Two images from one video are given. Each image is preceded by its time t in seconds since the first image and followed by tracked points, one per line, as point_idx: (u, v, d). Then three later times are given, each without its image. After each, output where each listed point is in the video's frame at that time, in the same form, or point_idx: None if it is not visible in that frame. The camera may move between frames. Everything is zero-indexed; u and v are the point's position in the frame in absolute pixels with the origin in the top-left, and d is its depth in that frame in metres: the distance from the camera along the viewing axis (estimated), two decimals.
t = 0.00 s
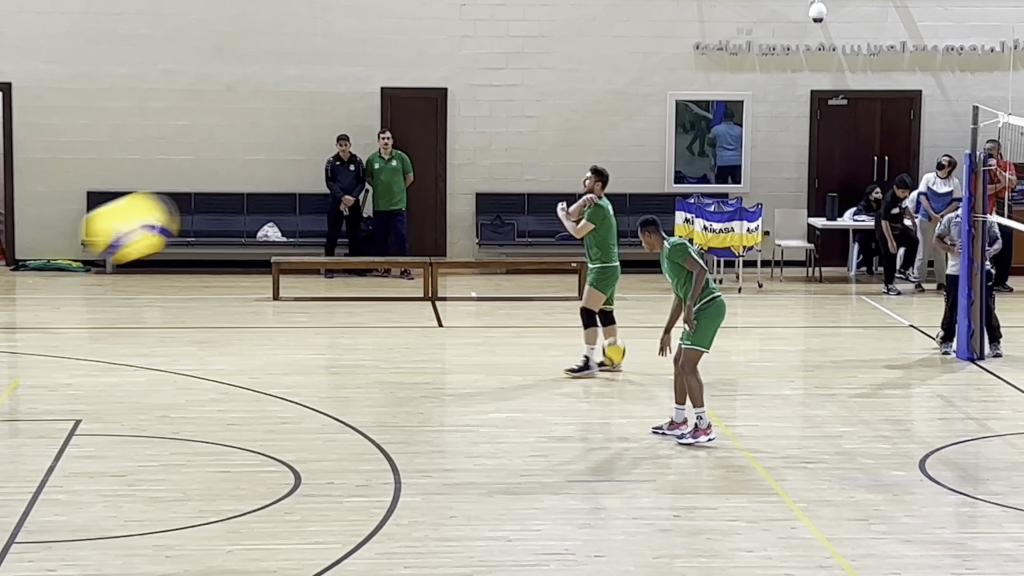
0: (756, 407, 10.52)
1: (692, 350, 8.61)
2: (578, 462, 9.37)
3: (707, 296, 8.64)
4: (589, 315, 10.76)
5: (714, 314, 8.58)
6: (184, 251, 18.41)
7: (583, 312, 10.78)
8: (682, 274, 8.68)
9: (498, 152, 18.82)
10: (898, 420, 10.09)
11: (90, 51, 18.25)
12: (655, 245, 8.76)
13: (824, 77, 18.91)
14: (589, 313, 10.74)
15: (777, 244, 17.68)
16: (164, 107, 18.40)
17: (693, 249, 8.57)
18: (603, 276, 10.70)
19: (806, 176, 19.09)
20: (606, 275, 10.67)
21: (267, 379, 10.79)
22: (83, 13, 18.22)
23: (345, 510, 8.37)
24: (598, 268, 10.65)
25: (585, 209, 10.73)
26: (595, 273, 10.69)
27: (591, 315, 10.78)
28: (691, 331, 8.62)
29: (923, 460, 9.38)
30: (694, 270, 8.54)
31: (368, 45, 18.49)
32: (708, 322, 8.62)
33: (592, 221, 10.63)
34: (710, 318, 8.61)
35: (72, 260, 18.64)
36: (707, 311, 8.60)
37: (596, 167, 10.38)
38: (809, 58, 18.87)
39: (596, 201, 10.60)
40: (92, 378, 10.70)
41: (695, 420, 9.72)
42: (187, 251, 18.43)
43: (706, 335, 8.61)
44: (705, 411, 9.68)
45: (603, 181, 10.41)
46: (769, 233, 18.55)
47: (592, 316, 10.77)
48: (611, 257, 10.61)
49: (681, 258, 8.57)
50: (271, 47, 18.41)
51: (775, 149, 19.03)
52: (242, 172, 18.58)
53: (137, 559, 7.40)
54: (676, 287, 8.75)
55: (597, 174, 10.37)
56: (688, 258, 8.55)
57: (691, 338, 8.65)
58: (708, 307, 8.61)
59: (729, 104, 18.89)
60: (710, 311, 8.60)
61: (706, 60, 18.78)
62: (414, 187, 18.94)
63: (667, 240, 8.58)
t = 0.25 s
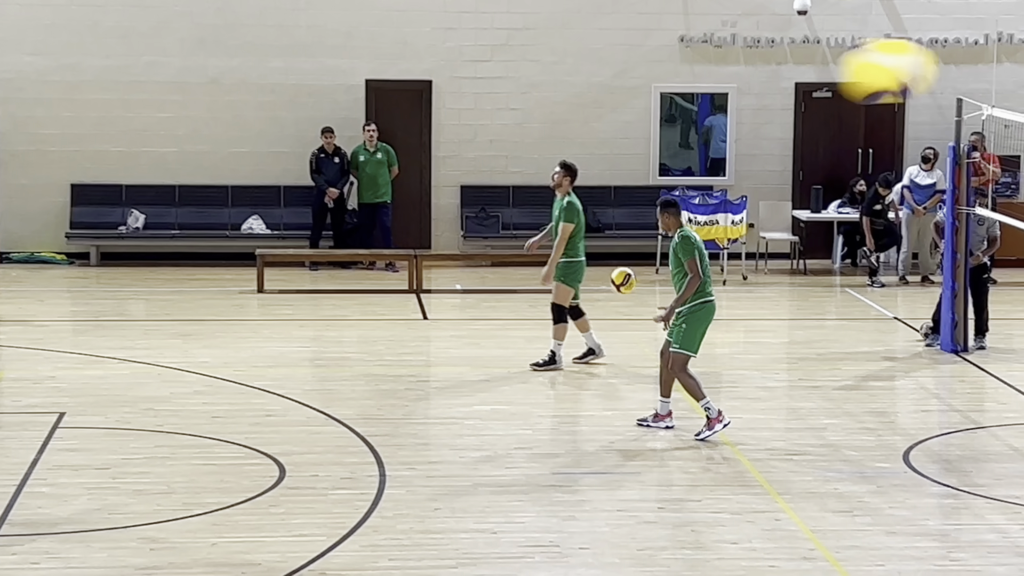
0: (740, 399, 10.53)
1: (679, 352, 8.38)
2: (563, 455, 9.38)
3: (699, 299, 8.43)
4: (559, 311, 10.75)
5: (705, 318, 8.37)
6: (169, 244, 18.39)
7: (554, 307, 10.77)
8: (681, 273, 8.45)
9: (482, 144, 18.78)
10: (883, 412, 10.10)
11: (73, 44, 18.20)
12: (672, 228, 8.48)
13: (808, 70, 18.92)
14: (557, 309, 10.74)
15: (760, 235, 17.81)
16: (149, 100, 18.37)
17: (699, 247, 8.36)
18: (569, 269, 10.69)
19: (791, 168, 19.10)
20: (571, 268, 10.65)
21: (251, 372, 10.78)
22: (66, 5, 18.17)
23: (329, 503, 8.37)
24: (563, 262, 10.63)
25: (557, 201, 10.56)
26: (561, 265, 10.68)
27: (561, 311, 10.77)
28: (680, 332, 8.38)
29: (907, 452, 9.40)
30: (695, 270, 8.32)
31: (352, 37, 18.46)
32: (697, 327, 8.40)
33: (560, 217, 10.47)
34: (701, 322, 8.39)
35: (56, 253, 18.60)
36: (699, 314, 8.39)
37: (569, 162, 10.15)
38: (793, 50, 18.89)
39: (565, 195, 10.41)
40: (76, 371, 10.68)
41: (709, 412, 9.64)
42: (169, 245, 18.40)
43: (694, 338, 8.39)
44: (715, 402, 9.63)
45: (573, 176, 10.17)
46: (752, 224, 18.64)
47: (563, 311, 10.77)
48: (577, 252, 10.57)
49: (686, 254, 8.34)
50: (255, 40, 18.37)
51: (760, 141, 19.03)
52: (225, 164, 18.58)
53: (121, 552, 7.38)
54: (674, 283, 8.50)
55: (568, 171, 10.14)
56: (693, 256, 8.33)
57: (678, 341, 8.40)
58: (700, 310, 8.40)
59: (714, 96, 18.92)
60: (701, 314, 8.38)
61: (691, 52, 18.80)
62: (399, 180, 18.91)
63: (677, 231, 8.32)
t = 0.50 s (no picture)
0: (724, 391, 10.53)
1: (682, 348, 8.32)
2: (547, 447, 9.38)
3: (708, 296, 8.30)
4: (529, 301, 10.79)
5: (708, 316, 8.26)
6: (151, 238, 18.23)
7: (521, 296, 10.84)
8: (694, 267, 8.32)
9: (466, 137, 18.76)
10: (866, 405, 10.12)
11: (56, 36, 18.14)
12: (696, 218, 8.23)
13: (792, 62, 18.94)
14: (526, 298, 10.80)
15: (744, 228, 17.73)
16: (133, 93, 18.31)
17: (712, 244, 8.18)
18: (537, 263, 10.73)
19: (774, 160, 19.12)
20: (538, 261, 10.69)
21: (235, 364, 10.77)
22: None
23: (313, 496, 8.37)
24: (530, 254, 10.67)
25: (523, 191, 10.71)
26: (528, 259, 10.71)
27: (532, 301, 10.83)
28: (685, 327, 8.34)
29: (891, 444, 9.42)
30: (701, 266, 8.18)
31: (336, 30, 18.43)
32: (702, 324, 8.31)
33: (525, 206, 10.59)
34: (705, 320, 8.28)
35: (38, 245, 18.54)
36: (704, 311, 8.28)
37: (534, 152, 10.28)
38: (777, 43, 18.88)
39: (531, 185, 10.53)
40: (58, 364, 10.66)
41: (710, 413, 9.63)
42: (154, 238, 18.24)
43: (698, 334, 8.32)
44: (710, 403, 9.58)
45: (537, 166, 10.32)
46: (736, 217, 18.55)
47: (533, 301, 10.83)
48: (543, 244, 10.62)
49: (697, 249, 8.19)
50: (239, 32, 18.34)
51: (743, 134, 19.02)
52: (208, 156, 18.51)
53: (104, 545, 7.37)
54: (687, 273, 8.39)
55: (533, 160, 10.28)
56: (702, 252, 8.17)
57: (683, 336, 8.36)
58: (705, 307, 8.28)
59: (698, 89, 18.90)
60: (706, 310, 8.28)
61: (674, 45, 18.78)
62: (382, 173, 18.88)
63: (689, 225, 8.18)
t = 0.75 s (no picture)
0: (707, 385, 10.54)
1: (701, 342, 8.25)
2: (530, 441, 9.39)
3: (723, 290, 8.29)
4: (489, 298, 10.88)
5: (729, 309, 8.24)
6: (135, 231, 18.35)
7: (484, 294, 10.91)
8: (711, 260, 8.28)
9: (450, 131, 18.75)
10: (849, 399, 10.14)
11: (38, 29, 18.07)
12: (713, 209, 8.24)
13: (775, 57, 18.92)
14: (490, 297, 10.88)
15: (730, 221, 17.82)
16: (117, 87, 18.25)
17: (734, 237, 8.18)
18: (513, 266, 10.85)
19: (757, 155, 19.09)
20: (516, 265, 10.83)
21: (218, 358, 10.76)
22: None
23: (296, 490, 8.36)
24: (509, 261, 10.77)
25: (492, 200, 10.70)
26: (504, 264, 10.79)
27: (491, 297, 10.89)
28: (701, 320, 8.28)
29: (873, 437, 9.44)
30: (727, 259, 8.16)
31: (319, 23, 18.39)
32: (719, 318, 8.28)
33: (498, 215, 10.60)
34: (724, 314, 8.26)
35: (21, 239, 18.51)
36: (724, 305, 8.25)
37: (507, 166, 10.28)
38: (760, 37, 18.88)
39: (504, 195, 10.54)
40: (41, 358, 10.64)
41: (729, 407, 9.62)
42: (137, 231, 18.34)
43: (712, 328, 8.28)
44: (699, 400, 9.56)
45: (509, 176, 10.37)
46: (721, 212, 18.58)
47: (495, 300, 10.95)
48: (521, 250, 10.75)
49: (721, 241, 8.17)
50: (222, 25, 18.29)
51: (727, 128, 19.02)
52: (192, 150, 18.48)
53: (86, 539, 7.36)
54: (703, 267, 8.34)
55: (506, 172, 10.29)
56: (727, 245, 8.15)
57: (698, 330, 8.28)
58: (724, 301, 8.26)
59: (682, 83, 18.89)
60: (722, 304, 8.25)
61: (657, 39, 18.79)
62: (366, 166, 18.87)
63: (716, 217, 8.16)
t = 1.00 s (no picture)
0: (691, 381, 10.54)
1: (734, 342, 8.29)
2: (513, 436, 9.39)
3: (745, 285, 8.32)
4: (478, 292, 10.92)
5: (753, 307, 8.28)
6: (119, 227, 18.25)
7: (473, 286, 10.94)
8: (730, 259, 8.25)
9: (433, 126, 18.74)
10: (832, 394, 10.15)
11: (21, 24, 18.02)
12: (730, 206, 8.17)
13: (758, 52, 18.95)
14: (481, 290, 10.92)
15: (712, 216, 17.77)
16: (101, 82, 18.20)
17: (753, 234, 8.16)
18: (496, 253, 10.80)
19: (740, 151, 19.14)
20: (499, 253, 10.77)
21: (200, 354, 10.75)
22: None
23: (279, 485, 8.36)
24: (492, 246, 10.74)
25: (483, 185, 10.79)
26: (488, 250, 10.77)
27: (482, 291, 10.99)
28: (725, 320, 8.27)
29: (857, 433, 9.45)
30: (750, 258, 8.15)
31: (302, 19, 18.37)
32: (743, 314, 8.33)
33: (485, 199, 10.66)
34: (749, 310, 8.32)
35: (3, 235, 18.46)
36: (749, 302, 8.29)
37: (503, 147, 10.46)
38: (743, 33, 18.90)
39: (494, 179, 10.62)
40: (23, 355, 10.61)
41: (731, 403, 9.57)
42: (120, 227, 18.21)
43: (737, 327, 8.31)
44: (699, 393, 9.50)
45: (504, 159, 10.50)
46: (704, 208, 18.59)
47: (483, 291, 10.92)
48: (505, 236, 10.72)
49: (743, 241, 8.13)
50: (204, 21, 18.26)
51: (710, 123, 19.05)
52: (176, 146, 18.44)
53: (69, 535, 7.35)
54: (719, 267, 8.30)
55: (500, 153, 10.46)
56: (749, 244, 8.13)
57: (724, 331, 8.27)
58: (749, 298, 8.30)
59: (665, 79, 18.88)
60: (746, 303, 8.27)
61: (641, 34, 18.78)
62: (348, 162, 18.83)
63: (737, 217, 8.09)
